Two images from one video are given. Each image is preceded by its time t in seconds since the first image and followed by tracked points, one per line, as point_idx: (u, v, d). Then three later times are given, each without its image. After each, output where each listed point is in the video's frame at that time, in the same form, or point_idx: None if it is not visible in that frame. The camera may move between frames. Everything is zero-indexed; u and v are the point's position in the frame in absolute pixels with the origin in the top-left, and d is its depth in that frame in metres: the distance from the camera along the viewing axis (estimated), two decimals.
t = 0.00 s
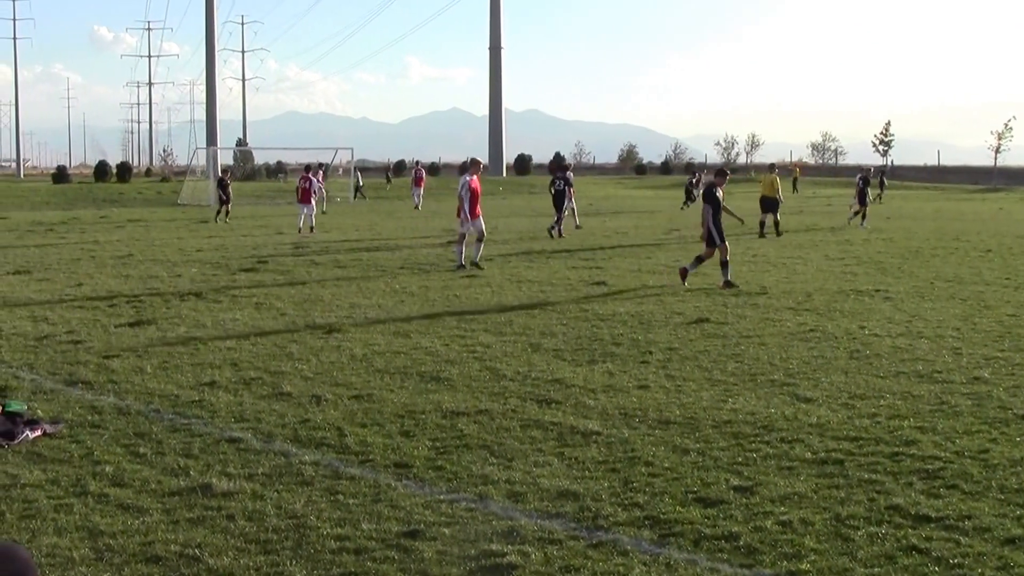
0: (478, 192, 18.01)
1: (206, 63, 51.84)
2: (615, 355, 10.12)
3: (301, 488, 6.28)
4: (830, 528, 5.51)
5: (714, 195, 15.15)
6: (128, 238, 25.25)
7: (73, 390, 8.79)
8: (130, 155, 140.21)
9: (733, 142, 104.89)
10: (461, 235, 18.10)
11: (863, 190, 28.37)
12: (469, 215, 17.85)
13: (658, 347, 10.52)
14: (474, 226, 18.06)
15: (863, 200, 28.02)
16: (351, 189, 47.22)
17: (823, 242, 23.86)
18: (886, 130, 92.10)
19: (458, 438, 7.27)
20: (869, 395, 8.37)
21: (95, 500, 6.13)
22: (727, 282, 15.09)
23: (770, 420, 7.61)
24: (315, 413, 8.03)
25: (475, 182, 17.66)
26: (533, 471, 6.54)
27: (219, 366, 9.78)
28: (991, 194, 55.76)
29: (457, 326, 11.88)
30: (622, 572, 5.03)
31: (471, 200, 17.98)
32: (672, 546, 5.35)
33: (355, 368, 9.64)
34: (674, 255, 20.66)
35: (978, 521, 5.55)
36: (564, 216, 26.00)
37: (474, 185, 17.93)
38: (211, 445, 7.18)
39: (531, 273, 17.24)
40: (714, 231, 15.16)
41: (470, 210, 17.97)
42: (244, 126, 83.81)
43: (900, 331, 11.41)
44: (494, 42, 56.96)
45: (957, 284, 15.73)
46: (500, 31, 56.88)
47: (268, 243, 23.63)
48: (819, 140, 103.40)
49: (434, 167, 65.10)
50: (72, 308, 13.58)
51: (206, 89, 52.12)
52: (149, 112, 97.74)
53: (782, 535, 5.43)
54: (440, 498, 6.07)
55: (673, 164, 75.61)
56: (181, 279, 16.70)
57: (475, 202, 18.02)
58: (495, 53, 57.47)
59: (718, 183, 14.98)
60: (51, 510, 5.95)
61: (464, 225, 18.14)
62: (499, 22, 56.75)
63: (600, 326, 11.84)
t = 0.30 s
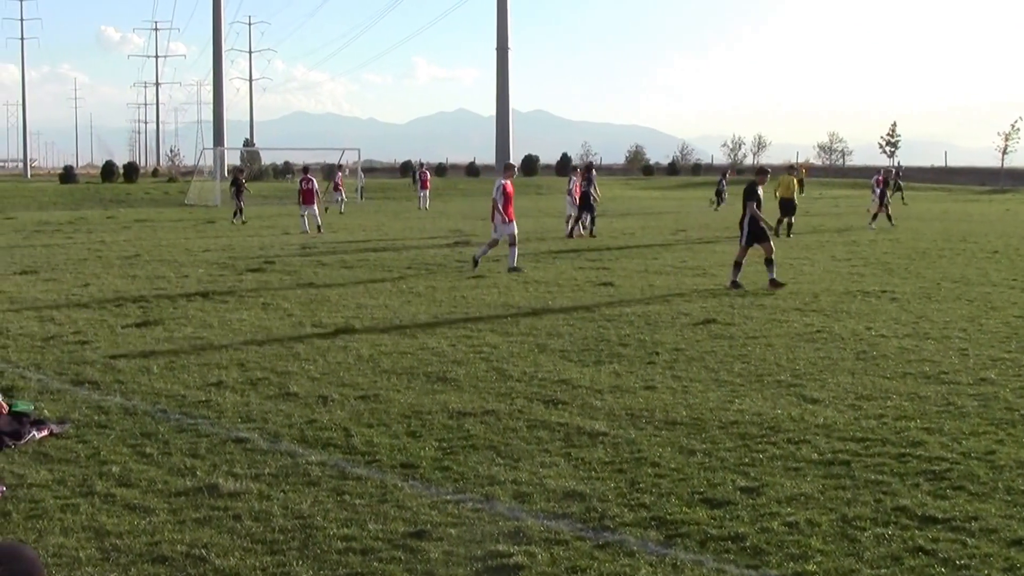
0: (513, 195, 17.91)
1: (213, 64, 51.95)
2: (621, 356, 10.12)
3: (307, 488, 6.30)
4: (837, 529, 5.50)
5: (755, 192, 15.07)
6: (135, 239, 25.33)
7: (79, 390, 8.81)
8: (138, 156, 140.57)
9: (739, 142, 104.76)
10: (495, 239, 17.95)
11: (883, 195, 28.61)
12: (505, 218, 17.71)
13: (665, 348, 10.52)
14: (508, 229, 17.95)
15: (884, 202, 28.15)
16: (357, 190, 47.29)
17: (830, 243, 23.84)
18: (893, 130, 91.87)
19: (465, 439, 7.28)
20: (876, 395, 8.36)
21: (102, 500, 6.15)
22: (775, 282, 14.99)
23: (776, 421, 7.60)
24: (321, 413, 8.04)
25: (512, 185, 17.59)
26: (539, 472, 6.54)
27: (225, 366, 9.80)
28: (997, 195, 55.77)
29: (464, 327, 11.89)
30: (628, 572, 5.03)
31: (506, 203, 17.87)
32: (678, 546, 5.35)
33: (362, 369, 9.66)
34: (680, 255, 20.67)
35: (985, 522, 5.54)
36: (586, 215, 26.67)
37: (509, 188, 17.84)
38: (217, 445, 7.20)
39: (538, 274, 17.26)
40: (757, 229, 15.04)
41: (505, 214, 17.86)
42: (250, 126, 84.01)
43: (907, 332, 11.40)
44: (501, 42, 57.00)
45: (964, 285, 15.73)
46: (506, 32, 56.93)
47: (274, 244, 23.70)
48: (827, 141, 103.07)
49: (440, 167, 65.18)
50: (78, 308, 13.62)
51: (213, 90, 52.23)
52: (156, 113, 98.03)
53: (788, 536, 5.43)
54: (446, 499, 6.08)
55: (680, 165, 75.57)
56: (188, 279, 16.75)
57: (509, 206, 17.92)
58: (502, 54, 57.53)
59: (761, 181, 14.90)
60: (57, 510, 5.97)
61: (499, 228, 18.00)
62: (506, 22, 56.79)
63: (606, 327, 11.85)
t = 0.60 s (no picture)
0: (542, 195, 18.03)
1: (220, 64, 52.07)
2: (627, 357, 10.12)
3: (314, 489, 6.31)
4: (843, 530, 5.49)
5: (800, 194, 14.90)
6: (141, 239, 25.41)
7: (86, 390, 8.84)
8: (144, 155, 140.96)
9: (745, 143, 104.68)
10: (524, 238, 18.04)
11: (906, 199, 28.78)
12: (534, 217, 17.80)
13: (671, 348, 10.52)
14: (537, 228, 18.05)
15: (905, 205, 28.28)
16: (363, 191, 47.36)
17: (836, 244, 23.82)
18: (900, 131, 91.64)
19: (471, 440, 7.28)
20: (882, 396, 8.34)
21: (108, 500, 6.17)
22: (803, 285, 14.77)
23: (782, 422, 7.60)
24: (327, 413, 8.05)
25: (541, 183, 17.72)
26: (545, 472, 6.54)
27: (232, 366, 9.83)
28: (1004, 196, 55.65)
29: (470, 328, 11.90)
30: (634, 573, 5.04)
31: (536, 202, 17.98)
32: (684, 547, 5.35)
33: (368, 369, 9.67)
34: (686, 256, 20.67)
35: (991, 523, 5.53)
36: (609, 216, 27.42)
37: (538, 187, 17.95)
38: (223, 445, 7.22)
39: (544, 274, 17.27)
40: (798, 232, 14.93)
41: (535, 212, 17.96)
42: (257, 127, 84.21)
43: (913, 333, 11.38)
44: (507, 43, 57.05)
45: (970, 286, 15.70)
46: (513, 32, 56.97)
47: (280, 244, 23.76)
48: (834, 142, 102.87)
49: (446, 168, 65.24)
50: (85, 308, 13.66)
51: (220, 90, 52.35)
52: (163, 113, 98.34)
53: (794, 537, 5.42)
54: (452, 500, 6.08)
55: (686, 165, 75.53)
56: (194, 279, 16.80)
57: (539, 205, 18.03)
58: (508, 55, 57.58)
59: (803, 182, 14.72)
60: (64, 510, 5.99)
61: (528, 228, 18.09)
62: (512, 23, 56.84)
63: (612, 327, 11.86)
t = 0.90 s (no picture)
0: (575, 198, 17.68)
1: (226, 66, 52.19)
2: (633, 357, 10.12)
3: (319, 489, 6.32)
4: (848, 531, 5.49)
5: (844, 199, 14.72)
6: (147, 239, 25.49)
7: (92, 390, 8.86)
8: (151, 156, 141.25)
9: (751, 145, 104.56)
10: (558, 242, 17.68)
11: (928, 197, 28.99)
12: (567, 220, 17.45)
13: (678, 349, 10.51)
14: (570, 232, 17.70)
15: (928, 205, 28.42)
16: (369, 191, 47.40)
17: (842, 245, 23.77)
18: (907, 131, 91.41)
19: (477, 440, 7.28)
20: (888, 398, 8.32)
21: (114, 500, 6.18)
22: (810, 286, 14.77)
23: (788, 423, 7.59)
24: (333, 414, 8.05)
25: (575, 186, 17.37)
26: (550, 473, 6.54)
27: (238, 366, 9.86)
28: (1010, 197, 55.53)
29: (476, 329, 11.91)
30: (639, 574, 5.04)
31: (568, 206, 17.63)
32: (689, 548, 5.35)
33: (373, 370, 9.68)
34: (692, 257, 20.67)
35: (997, 525, 5.51)
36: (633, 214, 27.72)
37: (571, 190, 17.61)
38: (230, 445, 7.23)
39: (549, 275, 17.28)
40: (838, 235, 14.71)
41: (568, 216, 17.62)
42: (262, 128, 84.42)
43: (919, 334, 11.35)
44: (513, 44, 57.07)
45: (977, 287, 15.65)
46: (519, 33, 56.98)
47: (286, 245, 23.80)
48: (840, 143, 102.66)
49: (452, 168, 65.25)
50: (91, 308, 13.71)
51: (226, 91, 52.45)
52: (169, 113, 98.65)
53: (800, 538, 5.41)
54: (458, 501, 6.08)
55: (692, 166, 75.45)
56: (201, 280, 16.85)
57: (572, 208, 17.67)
58: (513, 55, 57.57)
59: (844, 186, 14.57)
60: (70, 510, 6.00)
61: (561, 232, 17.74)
62: (519, 23, 56.87)
63: (619, 329, 11.84)
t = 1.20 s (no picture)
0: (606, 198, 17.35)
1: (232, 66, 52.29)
2: (638, 358, 10.11)
3: (324, 490, 6.33)
4: (853, 533, 5.48)
5: (888, 197, 14.49)
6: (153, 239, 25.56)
7: (97, 390, 8.89)
8: (157, 156, 141.59)
9: (756, 145, 104.49)
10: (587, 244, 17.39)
11: (951, 197, 29.18)
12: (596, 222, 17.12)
13: (683, 350, 10.50)
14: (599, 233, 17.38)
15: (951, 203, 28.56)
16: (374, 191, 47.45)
17: (848, 246, 23.77)
18: (912, 132, 91.27)
19: (481, 441, 7.28)
20: (893, 399, 8.31)
21: (119, 500, 6.20)
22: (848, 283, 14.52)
23: (793, 424, 7.59)
24: (338, 414, 8.06)
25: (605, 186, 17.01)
26: (555, 474, 6.54)
27: (243, 367, 9.88)
28: (1015, 198, 55.40)
29: (480, 329, 11.92)
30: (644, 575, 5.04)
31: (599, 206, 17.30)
32: (694, 549, 5.35)
33: (378, 370, 9.69)
34: (697, 258, 20.68)
35: (1002, 526, 5.51)
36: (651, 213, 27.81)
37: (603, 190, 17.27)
38: (234, 446, 7.24)
39: (554, 276, 17.29)
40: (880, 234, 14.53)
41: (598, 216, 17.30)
42: (267, 129, 84.57)
43: (924, 335, 11.33)
44: (518, 45, 57.13)
45: (982, 288, 15.62)
46: (524, 33, 56.98)
47: (292, 245, 23.85)
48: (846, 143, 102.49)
49: (456, 168, 65.27)
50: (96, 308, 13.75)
51: (231, 92, 52.55)
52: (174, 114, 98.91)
53: (805, 540, 5.41)
54: (463, 501, 6.08)
55: (697, 167, 75.44)
56: (206, 280, 16.90)
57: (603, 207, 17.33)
58: (519, 56, 57.59)
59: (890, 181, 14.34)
60: (75, 510, 6.02)
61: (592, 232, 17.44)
62: (524, 24, 56.88)
63: (623, 329, 11.84)
